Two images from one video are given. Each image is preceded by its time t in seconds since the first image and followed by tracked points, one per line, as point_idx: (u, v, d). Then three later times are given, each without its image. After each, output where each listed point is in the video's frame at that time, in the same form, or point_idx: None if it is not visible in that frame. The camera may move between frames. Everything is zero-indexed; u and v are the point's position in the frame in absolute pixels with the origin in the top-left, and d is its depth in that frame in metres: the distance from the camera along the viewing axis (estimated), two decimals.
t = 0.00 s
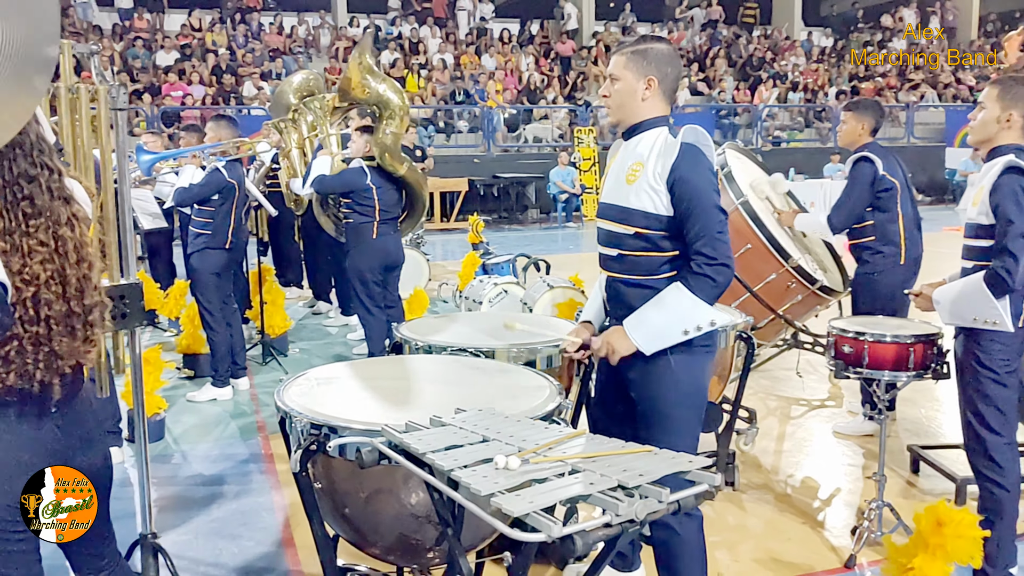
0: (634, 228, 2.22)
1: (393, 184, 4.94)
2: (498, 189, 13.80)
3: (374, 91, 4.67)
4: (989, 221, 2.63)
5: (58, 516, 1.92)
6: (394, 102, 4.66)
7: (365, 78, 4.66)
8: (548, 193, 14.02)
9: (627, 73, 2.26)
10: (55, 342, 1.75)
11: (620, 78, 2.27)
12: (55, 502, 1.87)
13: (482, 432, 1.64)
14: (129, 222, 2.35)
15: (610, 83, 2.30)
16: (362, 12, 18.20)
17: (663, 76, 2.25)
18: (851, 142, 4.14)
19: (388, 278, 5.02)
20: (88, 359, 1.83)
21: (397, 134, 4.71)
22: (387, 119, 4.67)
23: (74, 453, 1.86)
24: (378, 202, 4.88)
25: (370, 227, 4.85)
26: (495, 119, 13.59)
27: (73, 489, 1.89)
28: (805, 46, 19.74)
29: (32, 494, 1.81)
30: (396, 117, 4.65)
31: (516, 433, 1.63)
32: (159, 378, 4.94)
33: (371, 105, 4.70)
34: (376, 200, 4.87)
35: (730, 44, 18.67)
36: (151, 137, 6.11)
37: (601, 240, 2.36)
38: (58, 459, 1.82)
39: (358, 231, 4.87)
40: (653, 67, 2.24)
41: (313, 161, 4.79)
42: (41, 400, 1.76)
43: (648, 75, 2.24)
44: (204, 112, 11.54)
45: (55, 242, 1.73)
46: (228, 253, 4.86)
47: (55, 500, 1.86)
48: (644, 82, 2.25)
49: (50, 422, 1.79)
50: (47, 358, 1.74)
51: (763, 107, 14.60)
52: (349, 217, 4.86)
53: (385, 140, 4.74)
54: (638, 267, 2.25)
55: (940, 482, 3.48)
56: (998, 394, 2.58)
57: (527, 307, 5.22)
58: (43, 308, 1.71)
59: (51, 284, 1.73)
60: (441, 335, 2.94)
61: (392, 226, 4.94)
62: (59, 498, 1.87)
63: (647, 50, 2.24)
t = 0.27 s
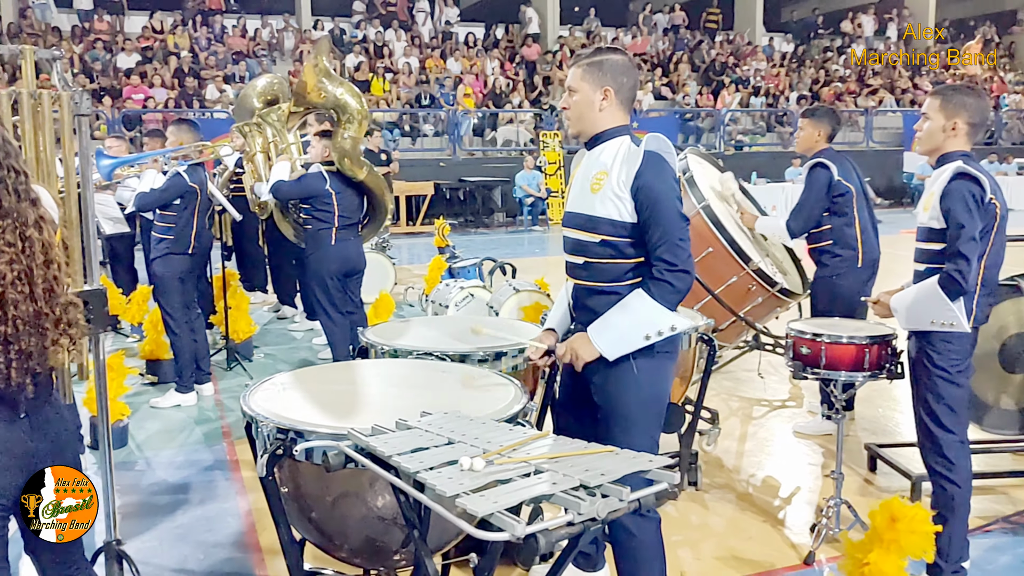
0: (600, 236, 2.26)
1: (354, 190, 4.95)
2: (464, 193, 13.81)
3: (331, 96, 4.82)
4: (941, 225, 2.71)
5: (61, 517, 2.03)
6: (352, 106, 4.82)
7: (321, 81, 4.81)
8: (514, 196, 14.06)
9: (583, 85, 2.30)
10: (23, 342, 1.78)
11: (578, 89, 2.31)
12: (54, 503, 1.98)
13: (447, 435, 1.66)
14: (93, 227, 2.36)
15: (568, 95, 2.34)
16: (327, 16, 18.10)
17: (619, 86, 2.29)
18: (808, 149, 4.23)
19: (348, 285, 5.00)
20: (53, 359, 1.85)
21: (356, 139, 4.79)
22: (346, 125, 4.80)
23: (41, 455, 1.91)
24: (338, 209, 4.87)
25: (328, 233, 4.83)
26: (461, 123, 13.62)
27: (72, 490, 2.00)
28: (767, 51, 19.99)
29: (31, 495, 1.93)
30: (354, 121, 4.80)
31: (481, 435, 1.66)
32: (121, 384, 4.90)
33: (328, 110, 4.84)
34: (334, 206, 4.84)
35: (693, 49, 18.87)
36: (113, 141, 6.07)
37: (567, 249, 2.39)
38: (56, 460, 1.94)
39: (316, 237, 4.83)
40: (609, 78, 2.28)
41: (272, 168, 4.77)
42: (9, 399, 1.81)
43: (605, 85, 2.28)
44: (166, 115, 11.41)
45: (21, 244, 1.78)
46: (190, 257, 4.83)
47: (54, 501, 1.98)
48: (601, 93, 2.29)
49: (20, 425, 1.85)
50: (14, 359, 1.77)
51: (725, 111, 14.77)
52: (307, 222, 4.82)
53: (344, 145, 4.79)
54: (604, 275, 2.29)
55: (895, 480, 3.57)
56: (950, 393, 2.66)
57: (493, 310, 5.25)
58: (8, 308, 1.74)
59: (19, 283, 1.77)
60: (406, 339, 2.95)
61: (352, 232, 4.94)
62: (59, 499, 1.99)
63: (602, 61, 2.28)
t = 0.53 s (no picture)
0: (557, 237, 2.28)
1: (313, 196, 4.92)
2: (427, 199, 13.81)
3: (288, 101, 4.70)
4: (893, 231, 2.76)
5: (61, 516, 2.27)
6: (309, 113, 4.72)
7: (278, 86, 4.68)
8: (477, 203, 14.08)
9: (549, 88, 2.32)
10: None
11: (543, 92, 2.33)
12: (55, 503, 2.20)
13: (407, 442, 1.67)
14: (48, 235, 2.33)
15: (533, 98, 2.35)
16: (289, 21, 17.99)
17: (584, 90, 2.32)
18: (765, 156, 4.30)
19: (309, 292, 4.97)
20: (16, 360, 1.85)
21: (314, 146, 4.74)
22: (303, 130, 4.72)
23: None
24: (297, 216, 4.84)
25: (287, 240, 4.81)
26: (424, 129, 13.61)
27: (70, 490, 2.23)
28: (727, 60, 20.21)
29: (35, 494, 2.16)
30: (312, 128, 4.71)
31: (441, 443, 1.67)
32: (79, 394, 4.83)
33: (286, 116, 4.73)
34: (293, 214, 4.82)
35: (655, 57, 19.05)
36: (71, 147, 5.99)
37: (525, 249, 2.42)
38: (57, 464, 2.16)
39: (276, 244, 4.82)
40: (575, 82, 2.31)
41: (231, 173, 4.85)
42: None
43: (570, 89, 2.31)
44: (124, 120, 11.26)
45: None
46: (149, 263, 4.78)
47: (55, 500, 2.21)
48: (567, 97, 2.32)
49: None
50: None
51: (687, 119, 14.94)
52: (267, 231, 4.81)
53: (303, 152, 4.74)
54: (560, 277, 2.32)
55: (851, 482, 3.64)
56: (902, 395, 2.73)
57: (456, 317, 5.25)
58: None
59: None
60: (368, 346, 2.95)
61: (312, 239, 4.91)
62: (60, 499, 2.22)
63: (568, 65, 2.31)
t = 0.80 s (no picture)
0: (525, 242, 2.29)
1: (281, 204, 4.91)
2: (396, 206, 13.78)
3: (255, 110, 4.69)
4: (860, 237, 2.80)
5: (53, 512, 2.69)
6: (276, 120, 4.74)
7: (246, 95, 4.67)
8: (446, 210, 14.05)
9: (524, 94, 2.33)
10: None
11: (518, 99, 2.33)
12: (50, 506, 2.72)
13: (376, 451, 1.67)
14: (8, 243, 2.30)
15: (506, 104, 2.36)
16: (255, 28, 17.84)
17: (558, 97, 2.34)
18: (731, 164, 4.35)
19: (276, 300, 4.92)
20: None
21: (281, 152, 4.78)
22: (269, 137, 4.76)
23: None
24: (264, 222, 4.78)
25: (256, 249, 4.76)
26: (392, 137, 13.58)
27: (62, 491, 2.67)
28: (694, 68, 20.38)
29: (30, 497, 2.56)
30: (279, 134, 4.75)
31: (409, 451, 1.67)
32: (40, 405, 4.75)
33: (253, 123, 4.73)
34: (262, 222, 4.78)
35: (622, 65, 19.16)
36: (32, 154, 5.89)
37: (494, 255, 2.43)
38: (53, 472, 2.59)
39: (244, 253, 4.76)
40: (550, 88, 2.33)
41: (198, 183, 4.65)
42: None
43: (546, 96, 2.33)
44: (87, 126, 11.09)
45: None
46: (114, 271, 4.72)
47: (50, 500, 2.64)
48: (542, 103, 2.33)
49: None
50: None
51: (654, 127, 15.06)
52: (234, 239, 4.75)
53: (271, 158, 4.79)
54: (527, 281, 2.32)
55: (817, 486, 3.68)
56: (866, 401, 2.77)
57: (425, 325, 5.24)
58: None
59: None
60: (336, 354, 2.94)
61: (280, 247, 4.88)
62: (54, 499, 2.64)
63: (543, 72, 2.32)
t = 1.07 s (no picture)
0: (503, 254, 2.29)
1: (259, 210, 4.89)
2: (369, 213, 13.74)
3: (239, 119, 4.44)
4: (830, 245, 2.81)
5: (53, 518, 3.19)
6: (258, 128, 4.50)
7: (229, 106, 4.40)
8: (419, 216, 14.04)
9: (487, 106, 2.32)
10: None
11: (481, 111, 2.33)
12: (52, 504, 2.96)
13: (352, 460, 1.66)
14: None
15: (471, 118, 2.36)
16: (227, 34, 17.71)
17: (522, 106, 2.33)
18: (702, 172, 4.38)
19: (254, 307, 4.96)
20: None
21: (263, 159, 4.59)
22: (251, 146, 4.54)
23: None
24: (246, 230, 4.79)
25: (237, 255, 4.76)
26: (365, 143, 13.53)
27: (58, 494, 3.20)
28: (666, 76, 20.48)
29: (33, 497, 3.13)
30: (261, 143, 4.53)
31: (385, 459, 1.66)
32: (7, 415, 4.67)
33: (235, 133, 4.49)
34: (243, 227, 4.77)
35: (595, 72, 19.23)
36: None
37: (471, 267, 2.42)
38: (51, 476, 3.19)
39: (225, 260, 4.75)
40: (512, 98, 2.32)
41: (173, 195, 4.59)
42: None
43: (508, 106, 2.32)
44: (54, 132, 10.95)
45: None
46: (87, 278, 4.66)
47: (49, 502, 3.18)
48: (505, 114, 2.33)
49: None
50: None
51: (626, 134, 15.13)
52: (214, 246, 4.72)
53: (252, 166, 4.63)
54: (506, 293, 2.32)
55: (790, 492, 3.71)
56: (840, 409, 2.77)
57: (399, 332, 5.22)
58: None
59: None
60: (312, 363, 2.92)
61: (257, 253, 4.88)
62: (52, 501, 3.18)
63: (503, 82, 2.32)
